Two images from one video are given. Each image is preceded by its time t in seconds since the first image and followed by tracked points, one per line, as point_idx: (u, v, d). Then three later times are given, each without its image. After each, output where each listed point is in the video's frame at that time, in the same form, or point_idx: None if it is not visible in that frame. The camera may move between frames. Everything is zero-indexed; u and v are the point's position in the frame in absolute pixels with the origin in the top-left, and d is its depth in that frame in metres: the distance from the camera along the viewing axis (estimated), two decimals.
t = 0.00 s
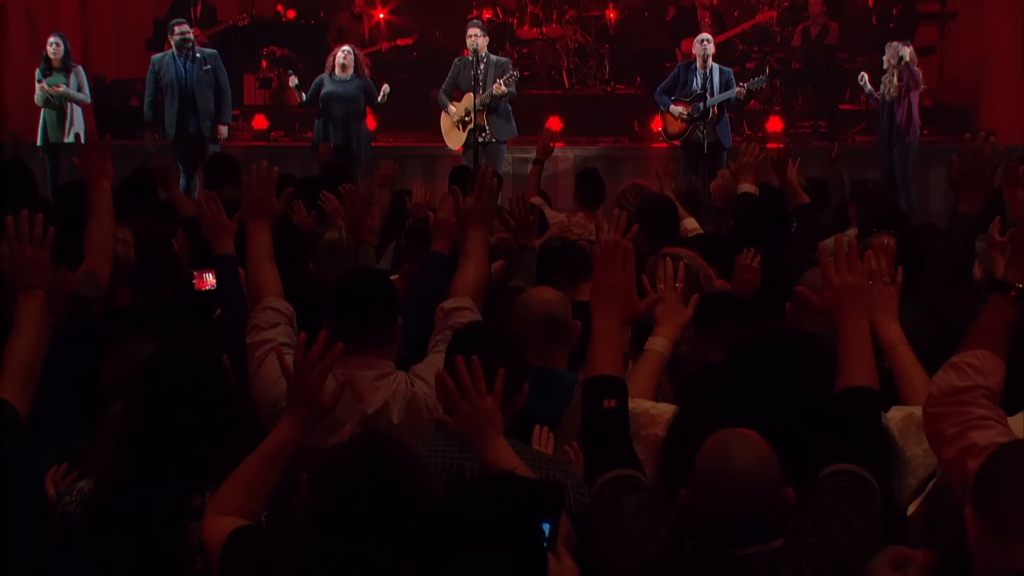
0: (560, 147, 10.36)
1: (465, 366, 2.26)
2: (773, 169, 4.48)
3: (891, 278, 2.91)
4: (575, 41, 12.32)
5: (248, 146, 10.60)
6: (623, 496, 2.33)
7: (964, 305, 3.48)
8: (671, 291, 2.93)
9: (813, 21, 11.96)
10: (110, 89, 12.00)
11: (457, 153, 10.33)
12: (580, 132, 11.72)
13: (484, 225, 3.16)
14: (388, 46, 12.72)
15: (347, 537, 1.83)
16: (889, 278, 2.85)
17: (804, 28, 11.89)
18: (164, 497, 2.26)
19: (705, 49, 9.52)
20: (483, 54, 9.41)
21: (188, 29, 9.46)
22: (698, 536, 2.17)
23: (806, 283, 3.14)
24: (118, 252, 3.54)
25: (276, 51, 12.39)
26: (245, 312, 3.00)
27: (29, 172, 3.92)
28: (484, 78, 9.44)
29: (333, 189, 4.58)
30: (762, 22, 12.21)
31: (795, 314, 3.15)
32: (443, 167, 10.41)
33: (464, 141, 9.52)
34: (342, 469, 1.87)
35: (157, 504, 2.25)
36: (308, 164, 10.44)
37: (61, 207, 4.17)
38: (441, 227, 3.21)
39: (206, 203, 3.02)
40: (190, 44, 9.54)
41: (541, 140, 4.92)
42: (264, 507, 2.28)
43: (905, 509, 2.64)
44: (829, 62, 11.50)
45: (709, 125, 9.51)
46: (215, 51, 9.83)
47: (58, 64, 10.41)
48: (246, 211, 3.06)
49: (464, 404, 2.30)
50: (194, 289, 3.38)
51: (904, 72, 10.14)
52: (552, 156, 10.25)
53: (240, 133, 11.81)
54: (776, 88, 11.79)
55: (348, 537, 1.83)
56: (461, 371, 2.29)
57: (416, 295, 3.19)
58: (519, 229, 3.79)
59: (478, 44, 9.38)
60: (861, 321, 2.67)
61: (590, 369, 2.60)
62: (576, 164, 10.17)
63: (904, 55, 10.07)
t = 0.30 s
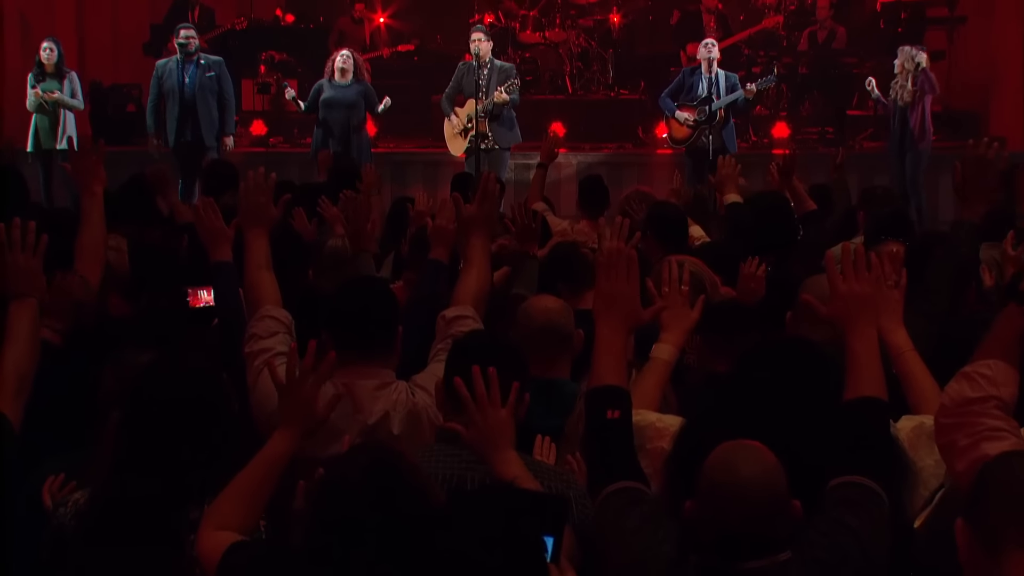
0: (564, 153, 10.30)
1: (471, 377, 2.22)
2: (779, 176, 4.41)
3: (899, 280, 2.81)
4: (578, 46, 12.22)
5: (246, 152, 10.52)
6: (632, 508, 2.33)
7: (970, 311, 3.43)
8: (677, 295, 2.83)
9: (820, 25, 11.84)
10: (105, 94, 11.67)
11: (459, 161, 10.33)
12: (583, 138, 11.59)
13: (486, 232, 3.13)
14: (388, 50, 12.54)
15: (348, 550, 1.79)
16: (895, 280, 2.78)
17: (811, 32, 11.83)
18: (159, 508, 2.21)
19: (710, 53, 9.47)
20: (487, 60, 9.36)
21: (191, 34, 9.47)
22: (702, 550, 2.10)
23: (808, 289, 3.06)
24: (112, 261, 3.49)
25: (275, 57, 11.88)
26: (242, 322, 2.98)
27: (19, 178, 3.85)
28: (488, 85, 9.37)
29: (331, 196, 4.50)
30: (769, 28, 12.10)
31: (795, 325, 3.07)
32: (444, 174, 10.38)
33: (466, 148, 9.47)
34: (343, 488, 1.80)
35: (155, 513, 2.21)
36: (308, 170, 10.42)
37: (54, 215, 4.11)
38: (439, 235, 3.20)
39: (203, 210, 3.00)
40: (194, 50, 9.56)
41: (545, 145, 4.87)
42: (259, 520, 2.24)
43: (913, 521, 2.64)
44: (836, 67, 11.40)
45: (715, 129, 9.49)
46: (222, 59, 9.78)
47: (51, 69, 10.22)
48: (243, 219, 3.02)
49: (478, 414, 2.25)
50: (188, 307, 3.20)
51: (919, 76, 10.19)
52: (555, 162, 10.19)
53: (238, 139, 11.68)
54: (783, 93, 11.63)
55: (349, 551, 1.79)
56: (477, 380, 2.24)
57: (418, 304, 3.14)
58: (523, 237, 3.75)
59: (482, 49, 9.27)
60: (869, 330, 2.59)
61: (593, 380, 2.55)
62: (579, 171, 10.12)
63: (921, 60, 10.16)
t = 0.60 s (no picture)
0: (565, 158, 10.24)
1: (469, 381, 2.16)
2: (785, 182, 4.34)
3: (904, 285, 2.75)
4: (581, 50, 12.15)
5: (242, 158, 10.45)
6: (632, 521, 2.28)
7: (981, 318, 3.37)
8: (687, 304, 2.74)
9: (826, 28, 11.90)
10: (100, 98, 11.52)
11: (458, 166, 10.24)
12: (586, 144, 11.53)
13: (487, 240, 3.05)
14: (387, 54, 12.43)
15: (342, 555, 1.71)
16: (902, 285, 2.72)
17: (818, 35, 11.89)
18: (152, 520, 2.17)
19: (715, 59, 9.41)
20: (488, 64, 9.31)
21: (206, 36, 9.50)
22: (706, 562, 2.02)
23: (813, 297, 2.98)
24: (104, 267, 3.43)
25: (272, 61, 11.72)
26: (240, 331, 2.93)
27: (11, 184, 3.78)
28: (489, 88, 9.32)
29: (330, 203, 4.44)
30: (775, 31, 12.01)
31: (797, 332, 2.96)
32: (444, 180, 10.31)
33: (466, 152, 9.42)
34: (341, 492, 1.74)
35: (147, 525, 2.17)
36: (306, 176, 10.36)
37: (47, 221, 4.03)
38: (441, 244, 3.14)
39: (199, 215, 2.94)
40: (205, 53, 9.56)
41: (546, 149, 4.81)
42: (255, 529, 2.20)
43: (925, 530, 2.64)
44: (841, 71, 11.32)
45: (721, 135, 9.32)
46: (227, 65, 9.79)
47: (44, 74, 10.15)
48: (240, 226, 2.96)
49: (473, 409, 2.20)
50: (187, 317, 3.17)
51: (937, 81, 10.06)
52: (557, 168, 10.14)
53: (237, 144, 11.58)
54: (789, 98, 11.62)
55: (344, 555, 1.71)
56: (478, 380, 2.18)
57: (417, 312, 3.08)
58: (521, 244, 3.71)
59: (483, 53, 9.20)
60: (877, 339, 2.53)
61: (596, 390, 2.50)
62: (581, 176, 10.07)
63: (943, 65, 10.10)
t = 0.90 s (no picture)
0: (566, 164, 10.19)
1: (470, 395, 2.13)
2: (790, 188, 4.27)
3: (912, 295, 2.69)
4: (583, 55, 12.08)
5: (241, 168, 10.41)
6: (636, 534, 2.24)
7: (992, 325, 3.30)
8: (689, 316, 2.77)
9: (831, 33, 11.63)
10: (95, 103, 11.41)
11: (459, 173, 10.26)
12: (589, 150, 11.49)
13: (489, 248, 2.99)
14: (387, 59, 12.35)
15: (342, 562, 1.66)
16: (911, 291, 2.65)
17: (824, 40, 11.59)
18: (150, 526, 2.11)
19: (719, 66, 9.36)
20: (488, 69, 9.19)
21: (215, 41, 9.34)
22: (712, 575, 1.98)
23: (819, 306, 2.90)
24: (98, 275, 3.36)
25: (270, 66, 11.73)
26: (235, 343, 2.88)
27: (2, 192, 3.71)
28: (489, 93, 9.24)
29: (329, 210, 4.39)
30: (780, 36, 11.91)
31: (802, 342, 2.85)
32: (444, 186, 10.30)
33: (465, 158, 9.36)
34: (338, 506, 1.69)
35: (144, 531, 2.11)
36: (305, 183, 10.34)
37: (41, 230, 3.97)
38: (437, 249, 3.03)
39: (195, 222, 2.89)
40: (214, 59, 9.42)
41: (546, 156, 4.76)
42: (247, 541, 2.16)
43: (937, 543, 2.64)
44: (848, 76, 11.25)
45: (726, 142, 9.36)
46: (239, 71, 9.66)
47: (40, 80, 10.06)
48: (239, 233, 2.88)
49: (471, 426, 2.17)
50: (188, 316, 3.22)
51: (950, 88, 9.86)
52: (558, 174, 10.09)
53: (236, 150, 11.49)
54: (794, 103, 11.41)
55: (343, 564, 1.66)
56: (475, 395, 2.15)
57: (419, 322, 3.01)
58: (522, 251, 3.66)
59: (483, 58, 9.08)
60: (885, 349, 2.50)
61: (600, 400, 2.45)
62: (583, 183, 10.03)
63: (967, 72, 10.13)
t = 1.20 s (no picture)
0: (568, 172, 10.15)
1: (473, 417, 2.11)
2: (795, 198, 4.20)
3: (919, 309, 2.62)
4: (584, 62, 12.05)
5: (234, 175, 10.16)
6: (641, 549, 2.19)
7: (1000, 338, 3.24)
8: (689, 329, 2.72)
9: (837, 40, 11.66)
10: (89, 110, 11.29)
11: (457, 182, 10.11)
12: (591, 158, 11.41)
13: (492, 260, 2.89)
14: (384, 65, 12.29)
15: None
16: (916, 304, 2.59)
17: (830, 47, 11.66)
18: (148, 530, 2.08)
19: (724, 75, 9.29)
20: (487, 76, 9.09)
21: (220, 49, 9.18)
22: None
23: (824, 318, 2.84)
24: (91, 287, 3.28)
25: (267, 73, 11.69)
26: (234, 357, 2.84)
27: None
28: (489, 101, 9.10)
29: (326, 221, 4.31)
30: (785, 44, 11.84)
31: (805, 353, 2.83)
32: (443, 196, 10.17)
33: (465, 167, 9.14)
34: (342, 522, 1.58)
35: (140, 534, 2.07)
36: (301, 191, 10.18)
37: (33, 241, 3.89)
38: (434, 256, 2.99)
39: (190, 234, 2.83)
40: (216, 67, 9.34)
41: (546, 166, 4.71)
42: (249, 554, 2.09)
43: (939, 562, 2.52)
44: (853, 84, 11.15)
45: (731, 152, 9.22)
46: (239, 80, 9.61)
47: (37, 87, 9.93)
48: (237, 243, 2.82)
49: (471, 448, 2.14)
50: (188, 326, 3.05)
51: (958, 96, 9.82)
52: (560, 183, 10.04)
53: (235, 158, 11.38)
54: (800, 112, 11.35)
55: None
56: (480, 419, 2.12)
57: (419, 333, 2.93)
58: (524, 261, 3.60)
59: (483, 65, 9.01)
60: (894, 362, 2.44)
61: (601, 412, 2.41)
62: (585, 192, 9.98)
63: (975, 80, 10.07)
